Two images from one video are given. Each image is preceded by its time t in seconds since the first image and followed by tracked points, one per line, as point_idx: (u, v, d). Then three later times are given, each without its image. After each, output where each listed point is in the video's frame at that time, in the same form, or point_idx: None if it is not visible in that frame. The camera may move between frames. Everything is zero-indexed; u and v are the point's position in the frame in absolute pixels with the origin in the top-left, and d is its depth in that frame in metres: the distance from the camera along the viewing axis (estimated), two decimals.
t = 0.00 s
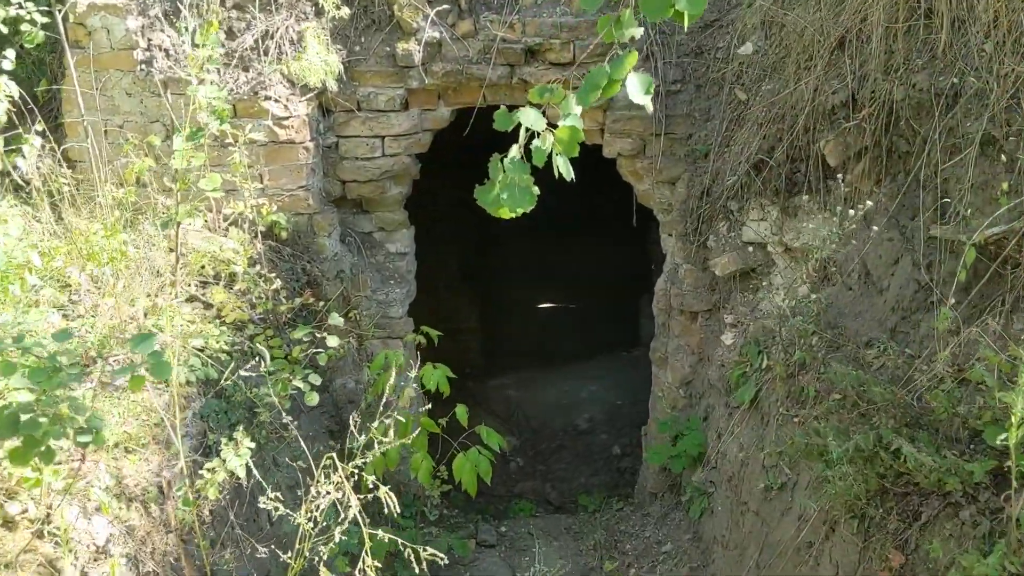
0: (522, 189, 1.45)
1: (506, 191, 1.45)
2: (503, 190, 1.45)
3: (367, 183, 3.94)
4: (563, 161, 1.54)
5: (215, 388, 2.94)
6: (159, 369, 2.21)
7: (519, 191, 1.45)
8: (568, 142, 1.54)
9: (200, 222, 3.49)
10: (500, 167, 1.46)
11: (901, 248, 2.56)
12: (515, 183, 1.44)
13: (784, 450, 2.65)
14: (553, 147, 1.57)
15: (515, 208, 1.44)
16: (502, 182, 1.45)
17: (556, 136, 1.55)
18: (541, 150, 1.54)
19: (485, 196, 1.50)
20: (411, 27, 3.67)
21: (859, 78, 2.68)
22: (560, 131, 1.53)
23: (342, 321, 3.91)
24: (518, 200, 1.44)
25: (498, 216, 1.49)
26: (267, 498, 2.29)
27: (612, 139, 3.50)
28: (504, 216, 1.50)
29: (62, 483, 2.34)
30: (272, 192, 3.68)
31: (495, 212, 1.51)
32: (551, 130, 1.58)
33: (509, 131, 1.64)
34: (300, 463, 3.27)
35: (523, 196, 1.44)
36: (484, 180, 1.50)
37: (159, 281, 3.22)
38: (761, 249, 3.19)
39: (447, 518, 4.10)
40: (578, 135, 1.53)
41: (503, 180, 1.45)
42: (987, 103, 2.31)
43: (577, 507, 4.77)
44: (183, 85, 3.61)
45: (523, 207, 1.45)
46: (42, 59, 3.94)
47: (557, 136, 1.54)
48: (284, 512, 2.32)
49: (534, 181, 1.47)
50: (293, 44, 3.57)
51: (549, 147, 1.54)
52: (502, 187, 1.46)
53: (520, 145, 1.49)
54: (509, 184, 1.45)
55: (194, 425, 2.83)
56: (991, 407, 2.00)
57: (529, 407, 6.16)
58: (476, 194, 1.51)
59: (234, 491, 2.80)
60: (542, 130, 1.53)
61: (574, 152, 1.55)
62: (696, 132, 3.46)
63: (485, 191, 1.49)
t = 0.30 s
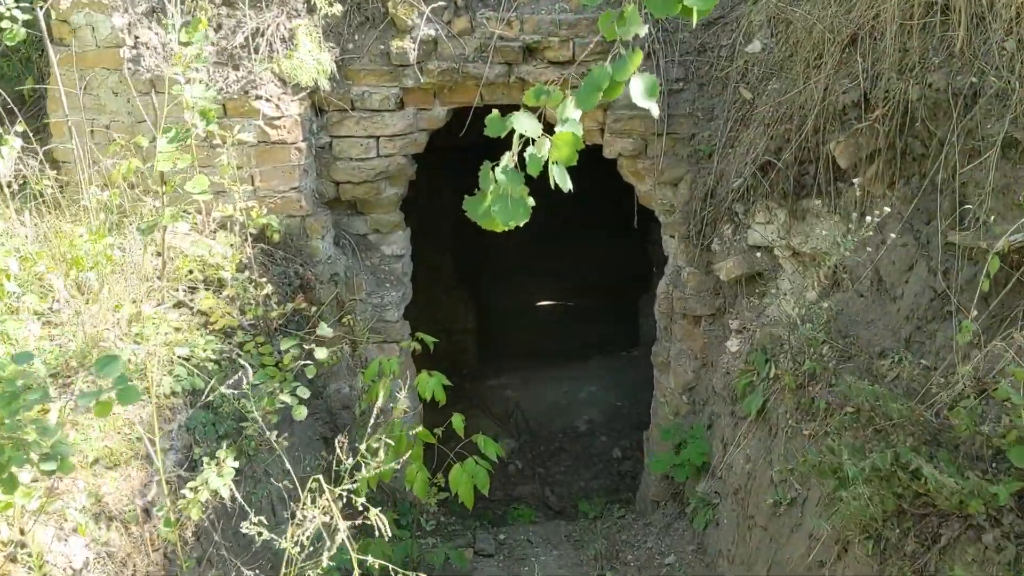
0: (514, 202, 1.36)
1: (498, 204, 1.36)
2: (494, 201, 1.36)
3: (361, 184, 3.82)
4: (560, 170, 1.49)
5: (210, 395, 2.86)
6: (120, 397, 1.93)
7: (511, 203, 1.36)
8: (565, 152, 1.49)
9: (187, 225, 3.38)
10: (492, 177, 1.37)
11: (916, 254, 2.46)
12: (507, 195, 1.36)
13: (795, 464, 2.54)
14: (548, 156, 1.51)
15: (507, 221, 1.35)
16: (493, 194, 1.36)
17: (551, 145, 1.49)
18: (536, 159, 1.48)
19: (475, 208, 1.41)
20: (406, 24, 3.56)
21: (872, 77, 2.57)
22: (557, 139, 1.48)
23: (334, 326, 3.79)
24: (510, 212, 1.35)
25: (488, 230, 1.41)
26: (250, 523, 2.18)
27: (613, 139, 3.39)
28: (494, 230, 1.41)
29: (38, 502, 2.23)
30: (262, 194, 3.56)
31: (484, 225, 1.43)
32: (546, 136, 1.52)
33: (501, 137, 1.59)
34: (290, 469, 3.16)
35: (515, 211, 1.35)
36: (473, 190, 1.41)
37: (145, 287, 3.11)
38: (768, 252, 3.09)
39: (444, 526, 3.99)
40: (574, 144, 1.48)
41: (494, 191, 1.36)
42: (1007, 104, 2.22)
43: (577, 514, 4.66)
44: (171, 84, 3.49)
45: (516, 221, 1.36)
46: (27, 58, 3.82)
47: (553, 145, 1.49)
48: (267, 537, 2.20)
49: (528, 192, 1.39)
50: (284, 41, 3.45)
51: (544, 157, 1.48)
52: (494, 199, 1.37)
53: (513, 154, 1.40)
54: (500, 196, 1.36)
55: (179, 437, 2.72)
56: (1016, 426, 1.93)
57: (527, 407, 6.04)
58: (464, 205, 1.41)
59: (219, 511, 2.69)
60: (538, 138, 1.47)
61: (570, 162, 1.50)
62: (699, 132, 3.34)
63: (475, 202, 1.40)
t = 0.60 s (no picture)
0: (508, 221, 1.38)
1: (491, 223, 1.38)
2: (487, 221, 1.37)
3: (356, 184, 3.70)
4: (558, 185, 1.47)
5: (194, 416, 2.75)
6: (87, 423, 1.74)
7: (504, 223, 1.38)
8: (563, 164, 1.46)
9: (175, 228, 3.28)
10: (485, 196, 1.39)
11: (930, 260, 2.35)
12: (501, 214, 1.38)
13: (806, 478, 2.44)
14: (546, 169, 1.49)
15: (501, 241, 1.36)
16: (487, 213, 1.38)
17: (549, 158, 1.47)
18: (533, 173, 1.46)
19: (469, 225, 1.43)
20: (401, 21, 3.44)
21: (885, 75, 2.46)
22: (555, 152, 1.46)
23: (328, 333, 3.69)
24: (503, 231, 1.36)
25: (482, 247, 1.43)
26: (233, 547, 2.20)
27: (614, 139, 3.28)
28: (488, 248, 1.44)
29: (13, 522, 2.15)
30: (253, 196, 3.46)
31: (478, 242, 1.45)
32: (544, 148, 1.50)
33: (494, 148, 1.52)
34: (281, 481, 3.06)
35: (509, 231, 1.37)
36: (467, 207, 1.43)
37: (131, 293, 3.01)
38: (770, 255, 3.02)
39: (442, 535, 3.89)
40: (574, 155, 1.45)
41: (488, 209, 1.37)
42: None
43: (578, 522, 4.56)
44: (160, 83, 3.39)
45: (509, 241, 1.38)
46: (15, 57, 3.72)
47: (551, 157, 1.46)
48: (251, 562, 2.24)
49: (522, 209, 1.40)
50: (276, 39, 3.34)
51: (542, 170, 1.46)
52: (487, 218, 1.38)
53: (509, 170, 1.40)
54: (494, 215, 1.38)
55: (165, 451, 2.63)
56: None
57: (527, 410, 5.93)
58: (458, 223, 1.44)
59: (203, 529, 2.58)
60: (535, 151, 1.45)
61: (568, 175, 1.47)
62: (704, 131, 3.24)
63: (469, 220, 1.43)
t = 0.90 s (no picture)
0: (505, 219, 1.31)
1: (488, 221, 1.31)
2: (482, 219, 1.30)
3: (348, 184, 3.60)
4: (559, 181, 1.38)
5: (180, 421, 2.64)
6: (60, 435, 1.67)
7: (501, 221, 1.31)
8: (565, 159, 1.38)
9: (163, 228, 3.18)
10: (480, 192, 1.32)
11: (942, 261, 2.26)
12: (497, 211, 1.30)
13: (816, 488, 2.35)
14: (547, 164, 1.40)
15: (496, 241, 1.29)
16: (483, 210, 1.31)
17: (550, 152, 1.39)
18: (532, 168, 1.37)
19: (463, 224, 1.35)
20: (395, 15, 3.35)
21: (896, 70, 2.37)
22: (556, 146, 1.38)
23: (320, 337, 3.60)
24: (499, 231, 1.29)
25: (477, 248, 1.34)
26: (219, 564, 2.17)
27: (614, 136, 3.19)
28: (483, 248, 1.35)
29: None
30: (242, 196, 3.36)
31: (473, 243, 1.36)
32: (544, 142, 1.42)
33: (491, 141, 1.44)
34: (272, 490, 2.96)
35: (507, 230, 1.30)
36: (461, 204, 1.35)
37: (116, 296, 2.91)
38: (776, 256, 2.93)
39: (437, 543, 3.80)
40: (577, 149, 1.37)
41: (483, 207, 1.30)
42: None
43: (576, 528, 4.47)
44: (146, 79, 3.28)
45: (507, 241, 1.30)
46: None
47: (553, 150, 1.38)
48: None
49: (520, 207, 1.33)
50: (266, 34, 3.24)
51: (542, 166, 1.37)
52: (482, 216, 1.31)
53: (506, 165, 1.33)
54: (490, 213, 1.31)
55: (150, 459, 2.53)
56: None
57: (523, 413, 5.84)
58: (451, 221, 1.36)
59: (188, 542, 2.48)
60: (535, 144, 1.36)
61: (569, 171, 1.38)
62: (706, 129, 3.15)
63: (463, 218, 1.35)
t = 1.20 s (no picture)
0: (520, 205, 1.23)
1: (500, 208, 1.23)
2: (496, 206, 1.22)
3: (338, 179, 3.50)
4: (579, 163, 1.29)
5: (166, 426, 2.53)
6: (31, 443, 1.56)
7: (516, 208, 1.22)
8: (587, 139, 1.30)
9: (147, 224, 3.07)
10: (493, 176, 1.24)
11: (954, 258, 2.19)
12: (511, 197, 1.22)
13: (825, 493, 2.28)
14: (566, 146, 1.32)
15: (510, 229, 1.21)
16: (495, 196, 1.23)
17: (570, 133, 1.31)
18: (550, 150, 1.29)
19: (474, 212, 1.27)
20: (387, 5, 3.24)
21: (908, 59, 2.30)
22: (577, 125, 1.29)
23: (310, 337, 3.50)
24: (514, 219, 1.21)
25: (489, 237, 1.27)
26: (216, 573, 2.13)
27: (613, 131, 3.11)
28: (495, 238, 1.28)
29: None
30: (230, 191, 3.25)
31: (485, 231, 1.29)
32: (563, 121, 1.34)
33: (506, 121, 1.38)
34: (262, 496, 2.86)
35: (521, 218, 1.22)
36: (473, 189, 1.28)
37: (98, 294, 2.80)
38: (780, 253, 2.87)
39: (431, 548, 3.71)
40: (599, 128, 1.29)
41: (497, 192, 1.22)
42: None
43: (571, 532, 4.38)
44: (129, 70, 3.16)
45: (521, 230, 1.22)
46: None
47: (573, 131, 1.30)
48: None
49: (537, 193, 1.25)
50: (254, 24, 3.11)
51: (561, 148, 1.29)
52: (496, 202, 1.23)
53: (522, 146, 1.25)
54: (504, 199, 1.23)
55: (134, 465, 2.42)
56: None
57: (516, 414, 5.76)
58: (462, 207, 1.28)
59: (175, 553, 2.37)
60: (553, 123, 1.28)
61: (591, 153, 1.30)
62: (706, 124, 3.08)
63: (474, 205, 1.27)
